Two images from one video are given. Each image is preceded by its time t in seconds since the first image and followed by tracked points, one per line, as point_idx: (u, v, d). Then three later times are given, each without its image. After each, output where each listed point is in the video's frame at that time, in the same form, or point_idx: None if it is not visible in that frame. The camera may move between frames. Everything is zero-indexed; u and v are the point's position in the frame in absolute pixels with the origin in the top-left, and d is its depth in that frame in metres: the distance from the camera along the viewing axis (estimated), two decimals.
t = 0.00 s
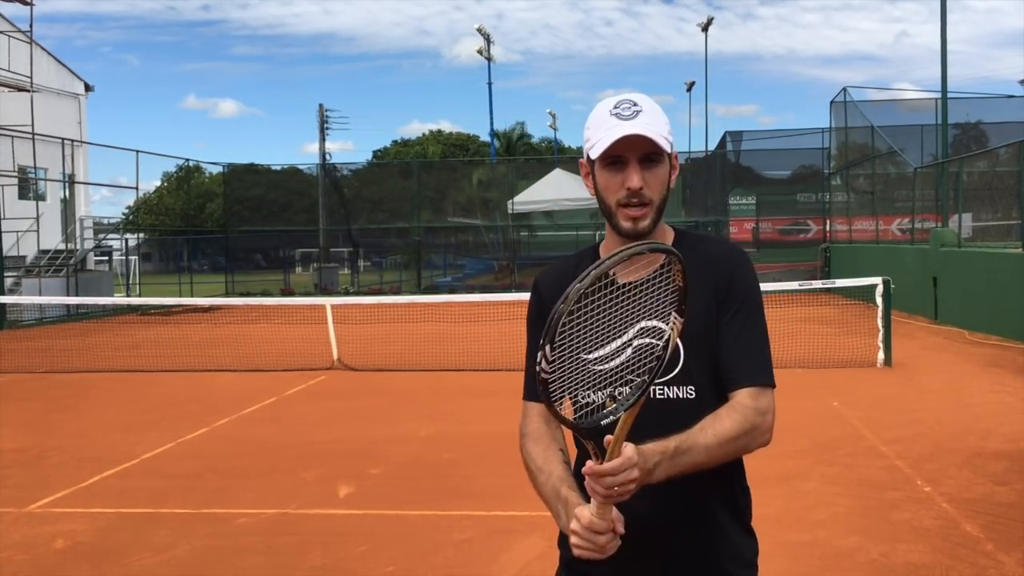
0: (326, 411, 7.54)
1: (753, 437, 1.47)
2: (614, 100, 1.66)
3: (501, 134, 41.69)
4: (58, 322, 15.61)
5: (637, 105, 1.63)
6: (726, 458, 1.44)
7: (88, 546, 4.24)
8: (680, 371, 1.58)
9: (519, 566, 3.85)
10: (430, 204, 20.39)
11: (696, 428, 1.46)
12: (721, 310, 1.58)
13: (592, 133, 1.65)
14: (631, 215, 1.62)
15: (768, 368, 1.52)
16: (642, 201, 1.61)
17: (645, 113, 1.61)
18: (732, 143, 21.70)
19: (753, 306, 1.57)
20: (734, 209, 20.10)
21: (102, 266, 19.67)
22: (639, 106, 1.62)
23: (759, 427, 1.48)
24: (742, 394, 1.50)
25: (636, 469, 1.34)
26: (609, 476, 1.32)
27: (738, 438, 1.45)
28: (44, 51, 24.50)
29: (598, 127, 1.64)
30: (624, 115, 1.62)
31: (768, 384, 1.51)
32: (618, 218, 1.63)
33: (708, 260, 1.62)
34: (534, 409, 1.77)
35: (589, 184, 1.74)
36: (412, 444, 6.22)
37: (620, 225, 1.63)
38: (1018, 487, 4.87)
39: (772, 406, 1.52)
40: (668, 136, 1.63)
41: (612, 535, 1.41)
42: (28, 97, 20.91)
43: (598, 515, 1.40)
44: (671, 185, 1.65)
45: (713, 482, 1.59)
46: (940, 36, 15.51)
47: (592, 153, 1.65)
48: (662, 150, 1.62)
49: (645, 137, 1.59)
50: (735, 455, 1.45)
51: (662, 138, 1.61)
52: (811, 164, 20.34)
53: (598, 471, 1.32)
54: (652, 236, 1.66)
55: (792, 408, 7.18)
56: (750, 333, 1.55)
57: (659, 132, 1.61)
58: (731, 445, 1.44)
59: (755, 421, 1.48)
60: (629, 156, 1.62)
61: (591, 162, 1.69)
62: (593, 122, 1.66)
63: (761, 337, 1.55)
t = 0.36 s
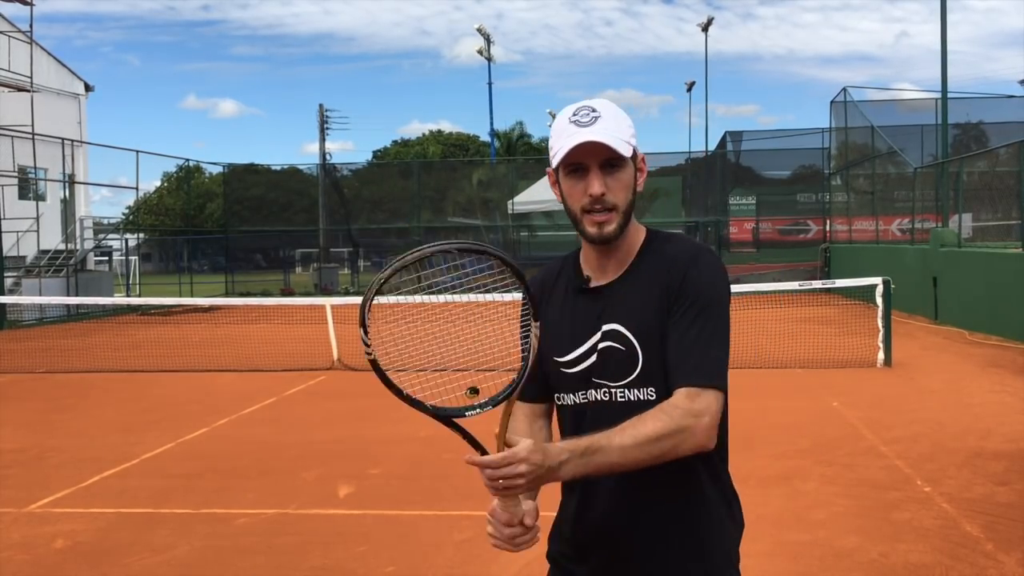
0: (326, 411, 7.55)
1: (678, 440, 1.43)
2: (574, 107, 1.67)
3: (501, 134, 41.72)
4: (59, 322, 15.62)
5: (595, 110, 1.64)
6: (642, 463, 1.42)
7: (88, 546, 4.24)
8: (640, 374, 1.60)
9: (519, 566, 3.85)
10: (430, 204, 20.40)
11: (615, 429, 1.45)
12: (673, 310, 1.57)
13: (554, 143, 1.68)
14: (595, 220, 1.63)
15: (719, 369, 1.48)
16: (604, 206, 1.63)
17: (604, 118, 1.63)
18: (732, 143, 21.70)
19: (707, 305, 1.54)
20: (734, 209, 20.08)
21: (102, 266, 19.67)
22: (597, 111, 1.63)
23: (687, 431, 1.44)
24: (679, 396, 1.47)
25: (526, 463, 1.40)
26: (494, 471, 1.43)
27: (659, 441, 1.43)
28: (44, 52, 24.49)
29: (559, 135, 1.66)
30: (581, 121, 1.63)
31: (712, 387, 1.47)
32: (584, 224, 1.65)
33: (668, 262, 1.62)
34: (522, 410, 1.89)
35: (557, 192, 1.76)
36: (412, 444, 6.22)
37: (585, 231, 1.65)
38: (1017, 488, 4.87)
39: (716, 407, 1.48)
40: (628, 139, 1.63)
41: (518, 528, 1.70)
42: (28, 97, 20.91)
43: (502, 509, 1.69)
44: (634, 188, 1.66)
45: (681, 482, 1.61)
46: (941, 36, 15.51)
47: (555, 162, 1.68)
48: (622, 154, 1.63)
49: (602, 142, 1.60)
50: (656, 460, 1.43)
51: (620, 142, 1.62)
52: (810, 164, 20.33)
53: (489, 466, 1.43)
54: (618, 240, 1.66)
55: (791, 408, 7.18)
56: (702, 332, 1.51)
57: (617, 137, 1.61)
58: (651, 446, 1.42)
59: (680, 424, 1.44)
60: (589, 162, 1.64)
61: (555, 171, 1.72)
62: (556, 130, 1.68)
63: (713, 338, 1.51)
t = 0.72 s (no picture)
0: (326, 411, 7.54)
1: (505, 399, 1.43)
2: (567, 100, 1.68)
3: (501, 134, 41.72)
4: (59, 322, 15.62)
5: (583, 103, 1.63)
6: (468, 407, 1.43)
7: (88, 546, 4.24)
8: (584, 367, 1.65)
9: (518, 566, 3.85)
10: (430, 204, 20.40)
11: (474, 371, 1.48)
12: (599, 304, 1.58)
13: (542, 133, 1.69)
14: (573, 211, 1.64)
15: (601, 353, 1.47)
16: (582, 198, 1.63)
17: (589, 110, 1.62)
18: (732, 143, 21.70)
19: (629, 300, 1.52)
20: (734, 209, 20.06)
21: (102, 265, 19.66)
22: (584, 105, 1.63)
23: (520, 392, 1.44)
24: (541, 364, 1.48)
25: (380, 360, 1.48)
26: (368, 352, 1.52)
27: (489, 389, 1.44)
28: (44, 51, 24.48)
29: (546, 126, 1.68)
30: (566, 112, 1.64)
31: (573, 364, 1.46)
32: (564, 216, 1.66)
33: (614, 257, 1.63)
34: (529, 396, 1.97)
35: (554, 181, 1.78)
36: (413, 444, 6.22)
37: (565, 222, 1.67)
38: (1017, 488, 4.87)
39: (570, 383, 1.45)
40: (614, 133, 1.61)
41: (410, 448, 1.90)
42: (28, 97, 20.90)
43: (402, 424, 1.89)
44: (621, 183, 1.64)
45: (626, 477, 1.61)
46: (941, 36, 15.50)
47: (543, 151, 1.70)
48: (605, 149, 1.61)
49: (580, 133, 1.59)
50: (482, 407, 1.44)
51: (602, 136, 1.60)
52: (810, 164, 20.33)
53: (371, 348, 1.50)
54: (599, 233, 1.66)
55: (791, 408, 7.18)
56: (610, 325, 1.49)
57: (597, 129, 1.60)
58: (482, 393, 1.44)
59: (518, 380, 1.45)
60: (569, 154, 1.64)
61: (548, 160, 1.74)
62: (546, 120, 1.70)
63: (619, 328, 1.49)
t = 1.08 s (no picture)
0: (327, 411, 7.55)
1: (606, 439, 1.39)
2: (534, 107, 1.65)
3: (501, 135, 41.72)
4: (59, 322, 15.63)
5: (553, 113, 1.61)
6: (572, 452, 1.38)
7: (88, 546, 4.24)
8: (570, 373, 1.61)
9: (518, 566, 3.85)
10: (430, 204, 20.41)
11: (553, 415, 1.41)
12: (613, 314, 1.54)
13: (511, 143, 1.66)
14: (547, 223, 1.63)
15: (661, 371, 1.45)
16: (556, 210, 1.62)
17: (560, 121, 1.60)
18: (732, 143, 21.70)
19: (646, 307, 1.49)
20: (734, 208, 20.06)
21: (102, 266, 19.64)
22: (555, 115, 1.61)
23: (621, 430, 1.40)
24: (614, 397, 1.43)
25: (433, 426, 1.37)
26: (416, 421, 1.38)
27: (593, 432, 1.38)
28: (44, 51, 24.47)
29: (516, 135, 1.64)
30: (538, 122, 1.62)
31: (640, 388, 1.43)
32: (537, 226, 1.65)
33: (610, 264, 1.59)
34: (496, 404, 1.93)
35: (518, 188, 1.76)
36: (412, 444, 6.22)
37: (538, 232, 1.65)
38: (1017, 487, 4.87)
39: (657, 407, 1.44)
40: (584, 143, 1.60)
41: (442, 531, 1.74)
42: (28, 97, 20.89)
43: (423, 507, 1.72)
44: (590, 192, 1.64)
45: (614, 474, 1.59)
46: (941, 36, 15.51)
47: (511, 161, 1.66)
48: (578, 160, 1.60)
49: (554, 147, 1.58)
50: (585, 452, 1.38)
51: (575, 148, 1.59)
52: (810, 164, 20.32)
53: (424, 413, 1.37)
54: (572, 241, 1.66)
55: (791, 408, 7.18)
56: (640, 337, 1.47)
57: (570, 142, 1.59)
58: (582, 438, 1.38)
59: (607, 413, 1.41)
60: (542, 165, 1.62)
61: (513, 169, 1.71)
62: (514, 129, 1.66)
63: (658, 342, 1.47)
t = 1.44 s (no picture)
0: (327, 411, 7.55)
1: (724, 451, 1.48)
2: (542, 100, 1.65)
3: (501, 135, 41.74)
4: (59, 322, 15.63)
5: (565, 105, 1.62)
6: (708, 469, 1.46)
7: (88, 546, 4.24)
8: (623, 385, 1.53)
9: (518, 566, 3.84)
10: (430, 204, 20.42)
11: (676, 440, 1.46)
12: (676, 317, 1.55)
13: (520, 136, 1.64)
14: (559, 219, 1.61)
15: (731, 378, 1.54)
16: (571, 206, 1.61)
17: (575, 113, 1.61)
18: (732, 143, 21.71)
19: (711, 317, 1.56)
20: (734, 209, 20.06)
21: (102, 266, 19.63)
22: (568, 106, 1.61)
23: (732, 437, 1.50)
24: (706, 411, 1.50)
25: (609, 491, 1.31)
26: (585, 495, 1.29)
27: (715, 447, 1.47)
28: (44, 51, 24.48)
29: (527, 128, 1.63)
30: (549, 113, 1.62)
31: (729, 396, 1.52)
32: (547, 222, 1.62)
33: (658, 268, 1.58)
34: (459, 427, 1.79)
35: (517, 188, 1.73)
36: (412, 444, 6.22)
37: (548, 230, 1.62)
38: (1017, 488, 4.87)
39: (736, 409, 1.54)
40: (598, 136, 1.62)
41: None
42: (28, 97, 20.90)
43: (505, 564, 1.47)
44: (602, 189, 1.65)
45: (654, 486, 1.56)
46: (941, 36, 15.50)
47: (520, 155, 1.65)
48: (593, 153, 1.61)
49: (571, 137, 1.58)
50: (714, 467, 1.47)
51: (591, 140, 1.60)
52: (810, 164, 20.33)
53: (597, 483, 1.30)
54: (583, 241, 1.64)
55: (791, 408, 7.18)
56: (709, 346, 1.54)
57: (587, 133, 1.60)
58: (711, 457, 1.46)
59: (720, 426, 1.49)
60: (557, 158, 1.62)
61: (518, 166, 1.69)
62: (522, 122, 1.65)
63: (722, 350, 1.55)
